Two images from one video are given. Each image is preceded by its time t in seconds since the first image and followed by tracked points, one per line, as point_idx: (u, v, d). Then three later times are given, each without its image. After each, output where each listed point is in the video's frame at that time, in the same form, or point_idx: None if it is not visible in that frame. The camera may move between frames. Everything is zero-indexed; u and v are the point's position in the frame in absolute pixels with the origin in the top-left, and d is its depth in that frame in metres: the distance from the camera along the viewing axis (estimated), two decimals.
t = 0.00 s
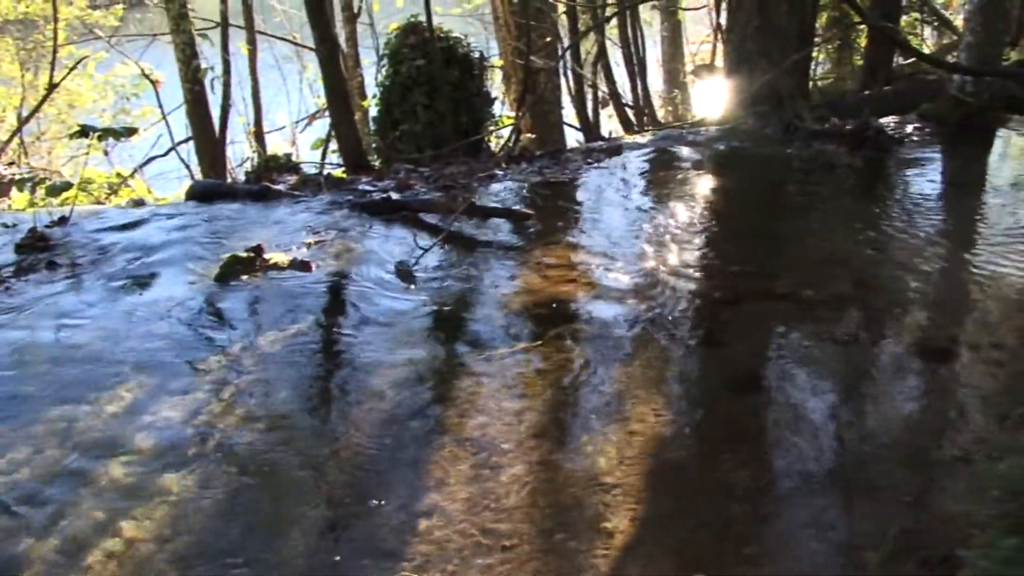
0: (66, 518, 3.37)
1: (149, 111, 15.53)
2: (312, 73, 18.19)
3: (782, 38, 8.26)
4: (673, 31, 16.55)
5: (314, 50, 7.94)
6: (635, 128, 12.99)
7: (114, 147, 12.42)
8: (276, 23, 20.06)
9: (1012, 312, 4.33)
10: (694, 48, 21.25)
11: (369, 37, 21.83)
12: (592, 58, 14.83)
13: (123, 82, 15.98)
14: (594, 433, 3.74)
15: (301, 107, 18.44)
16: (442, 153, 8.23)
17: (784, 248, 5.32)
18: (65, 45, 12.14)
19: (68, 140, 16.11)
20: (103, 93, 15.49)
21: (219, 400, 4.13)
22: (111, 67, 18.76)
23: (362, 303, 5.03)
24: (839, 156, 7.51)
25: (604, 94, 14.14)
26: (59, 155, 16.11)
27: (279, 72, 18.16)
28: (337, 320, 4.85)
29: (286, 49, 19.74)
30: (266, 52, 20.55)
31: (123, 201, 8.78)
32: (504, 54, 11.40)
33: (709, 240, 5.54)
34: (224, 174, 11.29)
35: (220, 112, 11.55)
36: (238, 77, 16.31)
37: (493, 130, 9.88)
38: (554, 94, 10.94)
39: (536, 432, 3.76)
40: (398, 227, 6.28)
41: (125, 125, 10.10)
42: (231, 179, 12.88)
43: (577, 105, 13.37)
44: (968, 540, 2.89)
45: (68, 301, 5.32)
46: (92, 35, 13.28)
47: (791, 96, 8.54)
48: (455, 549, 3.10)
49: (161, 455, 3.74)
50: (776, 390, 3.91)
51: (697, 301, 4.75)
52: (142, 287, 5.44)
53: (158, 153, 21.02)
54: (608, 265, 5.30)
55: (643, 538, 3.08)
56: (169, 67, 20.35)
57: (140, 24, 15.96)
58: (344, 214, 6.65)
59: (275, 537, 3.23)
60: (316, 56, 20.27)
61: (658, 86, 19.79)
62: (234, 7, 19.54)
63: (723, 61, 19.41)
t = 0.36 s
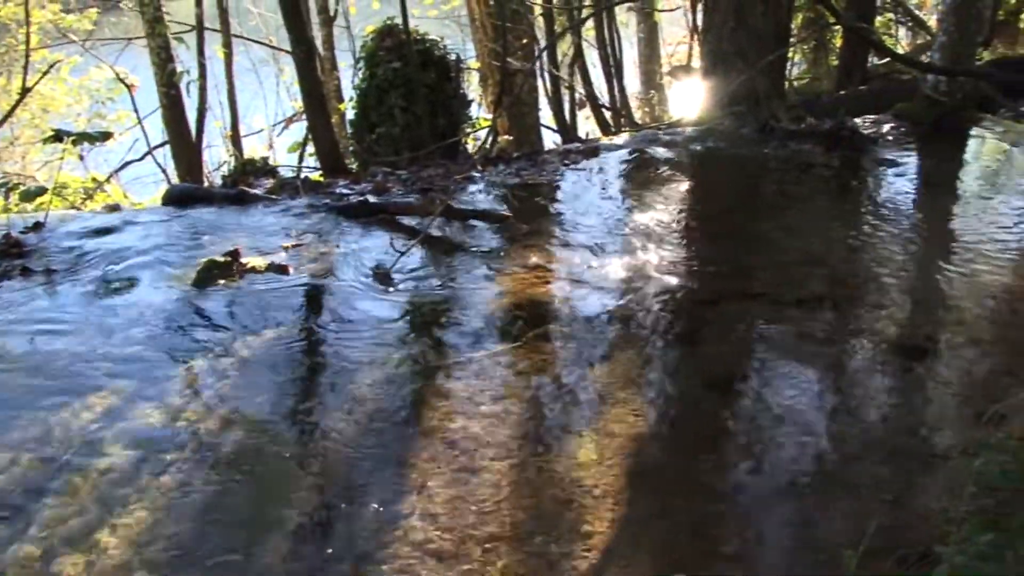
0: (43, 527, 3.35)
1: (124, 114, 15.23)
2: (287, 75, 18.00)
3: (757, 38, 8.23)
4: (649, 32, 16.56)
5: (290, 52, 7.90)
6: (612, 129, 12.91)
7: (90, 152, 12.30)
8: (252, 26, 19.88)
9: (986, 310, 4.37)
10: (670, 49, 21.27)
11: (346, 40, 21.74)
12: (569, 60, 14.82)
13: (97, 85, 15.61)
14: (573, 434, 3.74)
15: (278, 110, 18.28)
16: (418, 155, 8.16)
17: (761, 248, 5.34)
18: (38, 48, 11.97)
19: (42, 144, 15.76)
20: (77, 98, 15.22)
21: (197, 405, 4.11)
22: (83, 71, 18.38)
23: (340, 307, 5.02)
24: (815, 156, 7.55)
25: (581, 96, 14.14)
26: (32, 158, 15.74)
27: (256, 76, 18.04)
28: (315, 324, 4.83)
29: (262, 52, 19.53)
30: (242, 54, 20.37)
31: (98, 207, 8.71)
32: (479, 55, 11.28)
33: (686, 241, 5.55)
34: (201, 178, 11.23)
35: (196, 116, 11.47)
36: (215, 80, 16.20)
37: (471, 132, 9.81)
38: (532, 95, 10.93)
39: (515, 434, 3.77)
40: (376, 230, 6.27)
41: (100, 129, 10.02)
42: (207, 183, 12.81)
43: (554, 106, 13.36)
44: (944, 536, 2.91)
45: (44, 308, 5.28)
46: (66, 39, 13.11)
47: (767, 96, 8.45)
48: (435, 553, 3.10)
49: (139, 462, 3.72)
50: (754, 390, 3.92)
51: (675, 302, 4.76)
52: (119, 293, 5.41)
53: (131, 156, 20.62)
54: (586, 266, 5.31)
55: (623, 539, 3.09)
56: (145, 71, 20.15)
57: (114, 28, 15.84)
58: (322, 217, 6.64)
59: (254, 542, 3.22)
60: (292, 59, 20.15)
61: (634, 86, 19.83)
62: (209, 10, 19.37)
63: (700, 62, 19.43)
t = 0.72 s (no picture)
0: (17, 538, 3.32)
1: (98, 120, 14.67)
2: (262, 80, 17.90)
3: (731, 40, 8.26)
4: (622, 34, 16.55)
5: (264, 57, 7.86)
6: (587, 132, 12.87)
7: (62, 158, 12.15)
8: (224, 30, 19.77)
9: (959, 308, 4.41)
10: (644, 50, 21.29)
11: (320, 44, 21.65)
12: (543, 62, 14.84)
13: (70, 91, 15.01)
14: (551, 436, 3.75)
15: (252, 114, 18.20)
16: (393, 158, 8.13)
17: (736, 249, 5.37)
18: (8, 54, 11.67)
19: (13, 151, 15.15)
20: (49, 103, 14.54)
21: (173, 412, 4.08)
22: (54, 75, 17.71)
23: (316, 311, 5.01)
24: (790, 157, 7.59)
25: (555, 99, 14.16)
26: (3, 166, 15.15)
27: (230, 80, 17.93)
28: (292, 328, 4.82)
29: (236, 57, 19.42)
30: (216, 59, 20.27)
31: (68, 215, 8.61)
32: (454, 58, 11.28)
33: (662, 243, 5.56)
34: (175, 183, 11.15)
35: (170, 120, 11.38)
36: (189, 84, 16.08)
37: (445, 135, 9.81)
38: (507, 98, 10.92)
39: (493, 437, 3.77)
40: (352, 234, 6.26)
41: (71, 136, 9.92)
42: (182, 188, 12.70)
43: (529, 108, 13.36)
44: (920, 532, 2.93)
45: (16, 316, 5.23)
46: (37, 43, 12.84)
47: (741, 96, 8.49)
48: (413, 557, 3.09)
49: (115, 470, 3.69)
50: (730, 390, 3.94)
51: (651, 304, 4.77)
52: (93, 300, 5.37)
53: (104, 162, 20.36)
54: (562, 269, 5.31)
55: (601, 541, 3.09)
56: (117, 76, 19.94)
57: (87, 32, 15.70)
58: (297, 222, 6.61)
59: (232, 550, 3.20)
60: (265, 64, 20.11)
61: (607, 87, 19.88)
62: (182, 15, 19.25)
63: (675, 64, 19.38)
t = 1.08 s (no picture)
0: None
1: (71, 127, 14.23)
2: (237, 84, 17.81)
3: (705, 42, 8.30)
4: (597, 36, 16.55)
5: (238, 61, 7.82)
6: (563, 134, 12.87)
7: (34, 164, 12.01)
8: (199, 33, 19.65)
9: (932, 307, 4.45)
10: (620, 53, 21.33)
11: (294, 48, 21.59)
12: (519, 65, 14.85)
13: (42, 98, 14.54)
14: (529, 439, 3.75)
15: (228, 118, 18.11)
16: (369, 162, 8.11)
17: (711, 250, 5.39)
18: None
19: None
20: (20, 110, 14.07)
21: (149, 420, 4.06)
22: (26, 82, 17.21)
23: (293, 316, 5.00)
24: (765, 158, 7.63)
25: (531, 101, 14.17)
26: None
27: (205, 84, 17.83)
28: (269, 333, 4.81)
29: (211, 61, 19.33)
30: (191, 63, 20.17)
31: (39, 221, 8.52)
32: (430, 61, 11.27)
33: (636, 245, 5.58)
34: (150, 188, 11.07)
35: (144, 125, 11.29)
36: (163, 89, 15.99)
37: (421, 139, 9.80)
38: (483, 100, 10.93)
39: (471, 441, 3.77)
40: (328, 238, 6.24)
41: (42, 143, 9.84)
42: (157, 193, 12.61)
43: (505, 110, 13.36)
44: (895, 530, 2.96)
45: None
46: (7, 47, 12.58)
47: (715, 98, 8.53)
48: (392, 562, 3.09)
49: (90, 478, 3.66)
50: (706, 391, 3.96)
51: (626, 306, 4.78)
52: (68, 307, 5.33)
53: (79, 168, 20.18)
54: (538, 272, 5.32)
55: (580, 544, 3.10)
56: (89, 79, 19.73)
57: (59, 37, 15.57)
58: (273, 226, 6.59)
59: (210, 557, 3.19)
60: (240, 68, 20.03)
61: (584, 88, 19.91)
62: (156, 20, 19.15)
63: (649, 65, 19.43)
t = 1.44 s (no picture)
0: None
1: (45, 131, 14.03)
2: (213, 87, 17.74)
3: (680, 44, 8.34)
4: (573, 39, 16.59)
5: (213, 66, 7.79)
6: (540, 136, 12.88)
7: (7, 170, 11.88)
8: (174, 37, 19.54)
9: (908, 307, 4.47)
10: (595, 55, 21.39)
11: (269, 52, 21.54)
12: (496, 67, 14.85)
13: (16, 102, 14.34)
14: (507, 443, 3.75)
15: (204, 123, 18.02)
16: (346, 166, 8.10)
17: (687, 252, 5.40)
18: None
19: None
20: None
21: (125, 427, 4.03)
22: None
23: (270, 321, 4.99)
24: (742, 159, 7.66)
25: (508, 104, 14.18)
26: None
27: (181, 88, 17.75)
28: (247, 338, 4.80)
29: (188, 65, 19.26)
30: (167, 68, 20.10)
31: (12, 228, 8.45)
32: (406, 65, 11.27)
33: (612, 247, 5.59)
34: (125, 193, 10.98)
35: (119, 130, 11.22)
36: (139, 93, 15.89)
37: (398, 142, 9.79)
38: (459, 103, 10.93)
39: (449, 444, 3.76)
40: (305, 242, 6.23)
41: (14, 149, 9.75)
42: (133, 198, 12.52)
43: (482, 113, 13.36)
44: (872, 528, 2.97)
45: None
46: None
47: (691, 100, 8.60)
48: (371, 566, 3.08)
49: (66, 486, 3.64)
50: (683, 394, 3.97)
51: (602, 308, 4.79)
52: (43, 314, 5.30)
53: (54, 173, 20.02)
54: (514, 275, 5.32)
55: (559, 546, 3.10)
56: (64, 84, 19.59)
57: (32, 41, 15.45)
58: (249, 231, 6.57)
59: (189, 563, 3.17)
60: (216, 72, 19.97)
61: (560, 91, 19.95)
62: (130, 25, 19.07)
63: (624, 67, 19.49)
